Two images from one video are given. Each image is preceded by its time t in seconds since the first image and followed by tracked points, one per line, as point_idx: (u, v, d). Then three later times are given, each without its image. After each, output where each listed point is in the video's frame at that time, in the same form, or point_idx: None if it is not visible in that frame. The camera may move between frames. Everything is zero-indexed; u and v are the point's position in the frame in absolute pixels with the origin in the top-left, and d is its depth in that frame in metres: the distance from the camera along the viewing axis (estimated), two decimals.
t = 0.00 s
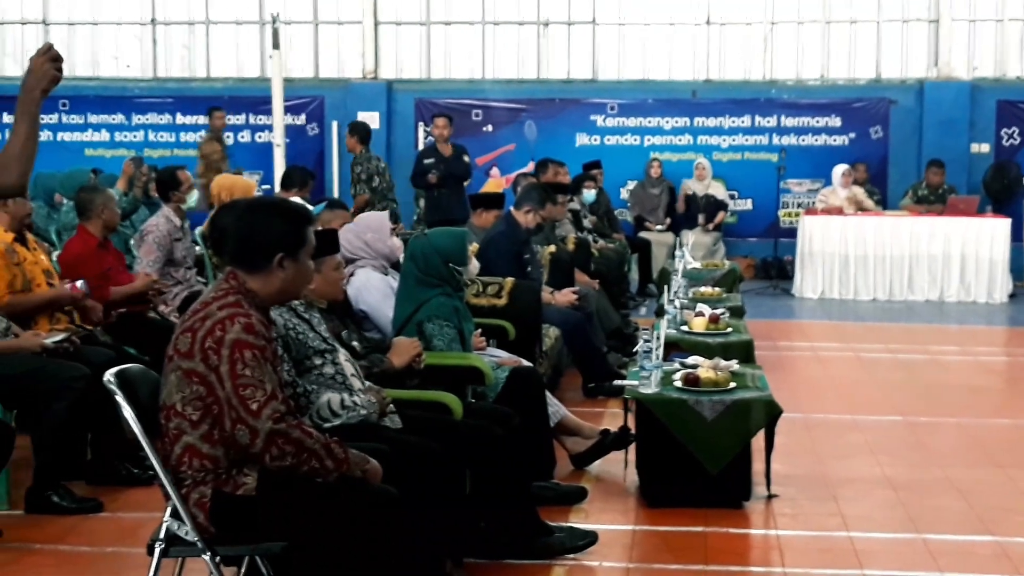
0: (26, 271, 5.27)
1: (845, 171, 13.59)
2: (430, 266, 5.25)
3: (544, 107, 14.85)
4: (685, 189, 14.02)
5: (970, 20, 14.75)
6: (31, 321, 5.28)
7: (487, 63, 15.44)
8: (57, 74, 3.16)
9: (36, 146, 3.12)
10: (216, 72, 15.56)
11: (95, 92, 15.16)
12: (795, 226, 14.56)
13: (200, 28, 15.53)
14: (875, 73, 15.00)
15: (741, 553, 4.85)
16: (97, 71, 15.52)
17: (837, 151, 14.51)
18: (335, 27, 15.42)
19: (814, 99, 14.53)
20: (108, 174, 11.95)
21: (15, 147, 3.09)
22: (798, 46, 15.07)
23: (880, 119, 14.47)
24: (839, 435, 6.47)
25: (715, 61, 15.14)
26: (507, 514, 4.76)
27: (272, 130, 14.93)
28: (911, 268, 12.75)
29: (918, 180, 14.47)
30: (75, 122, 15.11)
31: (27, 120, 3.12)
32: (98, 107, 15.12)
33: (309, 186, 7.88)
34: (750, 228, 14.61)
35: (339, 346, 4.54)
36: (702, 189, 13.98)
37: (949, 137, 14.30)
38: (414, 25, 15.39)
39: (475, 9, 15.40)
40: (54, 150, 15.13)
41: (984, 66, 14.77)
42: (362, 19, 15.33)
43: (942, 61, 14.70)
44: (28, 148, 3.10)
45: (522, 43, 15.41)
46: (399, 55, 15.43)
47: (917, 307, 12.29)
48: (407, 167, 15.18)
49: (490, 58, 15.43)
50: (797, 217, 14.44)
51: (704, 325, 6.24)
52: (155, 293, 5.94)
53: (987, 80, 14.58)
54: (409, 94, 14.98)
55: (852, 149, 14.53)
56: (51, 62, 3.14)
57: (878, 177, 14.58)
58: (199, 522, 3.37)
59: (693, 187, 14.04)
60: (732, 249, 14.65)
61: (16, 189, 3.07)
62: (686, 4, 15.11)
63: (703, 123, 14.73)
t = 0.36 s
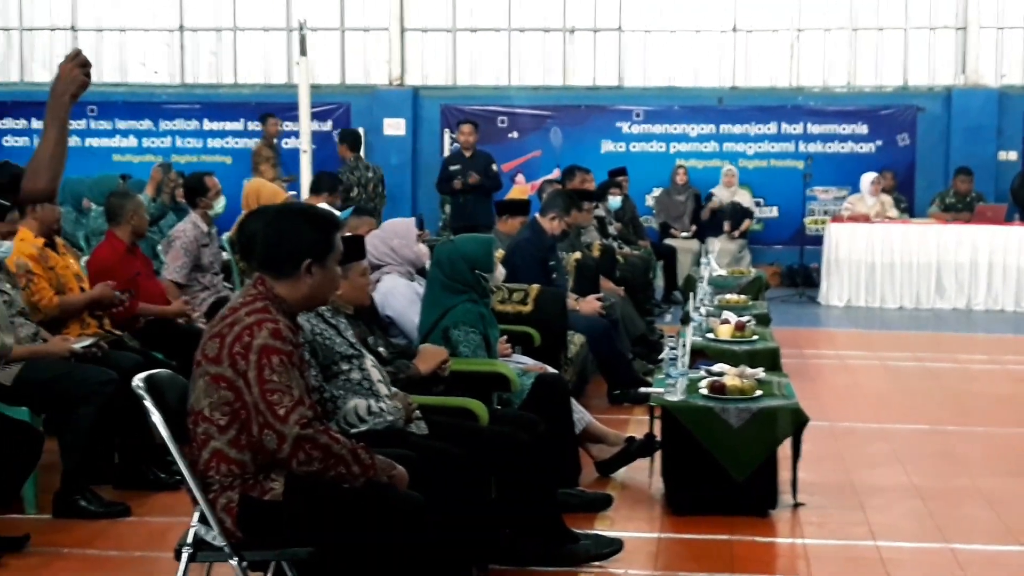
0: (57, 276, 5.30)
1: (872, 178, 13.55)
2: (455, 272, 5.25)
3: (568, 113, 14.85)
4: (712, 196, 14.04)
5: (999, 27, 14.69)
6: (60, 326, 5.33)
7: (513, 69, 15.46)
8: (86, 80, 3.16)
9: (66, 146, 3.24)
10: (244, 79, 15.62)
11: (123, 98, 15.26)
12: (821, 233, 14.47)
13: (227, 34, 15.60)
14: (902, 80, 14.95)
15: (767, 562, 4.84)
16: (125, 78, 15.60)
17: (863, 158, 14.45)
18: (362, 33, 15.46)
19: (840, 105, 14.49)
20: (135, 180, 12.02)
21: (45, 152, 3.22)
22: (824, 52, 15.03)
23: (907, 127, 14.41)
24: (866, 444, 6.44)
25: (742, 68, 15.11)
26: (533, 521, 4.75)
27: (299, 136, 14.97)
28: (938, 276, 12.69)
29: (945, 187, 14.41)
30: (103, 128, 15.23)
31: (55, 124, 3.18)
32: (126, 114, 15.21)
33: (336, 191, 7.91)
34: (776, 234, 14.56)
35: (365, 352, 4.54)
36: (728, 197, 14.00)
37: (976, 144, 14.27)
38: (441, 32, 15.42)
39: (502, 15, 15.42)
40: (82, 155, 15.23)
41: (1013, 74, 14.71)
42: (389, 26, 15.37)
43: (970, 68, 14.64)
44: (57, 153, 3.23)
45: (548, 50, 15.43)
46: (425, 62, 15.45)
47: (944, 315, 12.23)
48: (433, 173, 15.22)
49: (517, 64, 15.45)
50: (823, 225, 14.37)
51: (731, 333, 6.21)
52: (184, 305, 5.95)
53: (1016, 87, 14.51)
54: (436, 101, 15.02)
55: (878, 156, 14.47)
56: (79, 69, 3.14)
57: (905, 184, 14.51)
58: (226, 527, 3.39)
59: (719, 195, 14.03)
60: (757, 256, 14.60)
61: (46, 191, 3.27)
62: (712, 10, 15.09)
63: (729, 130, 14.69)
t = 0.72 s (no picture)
0: (68, 270, 5.32)
1: (885, 177, 13.57)
2: (467, 266, 5.25)
3: (581, 108, 14.85)
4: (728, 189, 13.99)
5: (1012, 23, 14.64)
6: (71, 319, 5.35)
7: (525, 64, 15.46)
8: (99, 73, 3.19)
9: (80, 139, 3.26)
10: (257, 72, 15.63)
11: (136, 91, 15.26)
12: (833, 229, 14.44)
13: (240, 28, 15.61)
14: (915, 75, 14.90)
15: (777, 557, 4.84)
16: (138, 71, 15.62)
17: (876, 154, 14.40)
18: (374, 27, 15.46)
19: (853, 101, 14.45)
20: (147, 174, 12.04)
21: (60, 144, 3.24)
22: (837, 48, 14.99)
23: (920, 122, 14.36)
24: (877, 440, 6.43)
25: (754, 63, 15.09)
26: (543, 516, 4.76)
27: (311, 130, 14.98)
28: (950, 272, 12.66)
29: (957, 183, 14.37)
30: (116, 121, 15.21)
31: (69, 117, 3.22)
32: (138, 106, 15.21)
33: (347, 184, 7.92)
34: (788, 230, 14.52)
35: (377, 346, 4.55)
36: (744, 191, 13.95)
37: (988, 140, 14.24)
38: (453, 26, 15.41)
39: (514, 9, 15.41)
40: (95, 148, 15.24)
41: None
42: (401, 20, 15.37)
43: (983, 64, 14.59)
44: (71, 146, 3.25)
45: (560, 44, 15.42)
46: (438, 55, 15.45)
47: (956, 311, 12.20)
48: (445, 168, 15.24)
49: (529, 58, 15.45)
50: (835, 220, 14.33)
51: (742, 328, 6.22)
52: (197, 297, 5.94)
53: None
54: (447, 95, 15.04)
55: (891, 152, 14.43)
56: (93, 62, 3.17)
57: (917, 179, 14.47)
58: (237, 520, 3.37)
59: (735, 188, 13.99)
60: (770, 252, 14.57)
61: (61, 184, 3.29)
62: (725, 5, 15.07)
63: (741, 125, 14.66)
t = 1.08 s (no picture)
0: (89, 281, 5.37)
1: (901, 184, 13.58)
2: (486, 275, 5.30)
3: (599, 117, 14.89)
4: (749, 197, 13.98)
5: None
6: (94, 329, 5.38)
7: (544, 73, 15.49)
8: (124, 84, 2.95)
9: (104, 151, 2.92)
10: (277, 81, 15.69)
11: (158, 100, 15.36)
12: (850, 236, 14.44)
13: (260, 37, 15.68)
14: (933, 83, 14.88)
15: (796, 565, 4.85)
16: (159, 81, 15.72)
17: (893, 162, 14.42)
18: (394, 36, 15.51)
19: (870, 109, 14.46)
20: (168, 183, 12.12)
21: (83, 153, 2.88)
22: (855, 56, 14.98)
23: (937, 131, 14.36)
24: (895, 448, 6.44)
25: (772, 71, 15.08)
26: (563, 524, 4.78)
27: (331, 139, 15.06)
28: (967, 280, 12.65)
29: (975, 191, 14.35)
30: (138, 130, 15.32)
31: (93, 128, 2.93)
32: (160, 116, 15.31)
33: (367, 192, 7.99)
34: (805, 238, 14.52)
35: (397, 354, 4.57)
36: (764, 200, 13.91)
37: (1006, 148, 14.23)
38: (472, 36, 15.45)
39: (533, 19, 15.45)
40: (117, 157, 15.35)
41: None
42: (420, 29, 15.42)
43: (1002, 72, 14.56)
44: (95, 155, 2.89)
45: (579, 53, 15.45)
46: (457, 65, 15.50)
47: (973, 319, 12.19)
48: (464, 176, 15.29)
49: (547, 67, 15.48)
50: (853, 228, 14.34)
51: (760, 336, 6.24)
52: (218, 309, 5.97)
53: None
54: (466, 104, 15.08)
55: (909, 160, 14.43)
56: (117, 72, 2.93)
57: (935, 188, 14.46)
58: (259, 526, 3.42)
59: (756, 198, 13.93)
60: (787, 260, 14.58)
61: (86, 197, 2.88)
62: (743, 14, 15.08)
63: (759, 133, 14.69)
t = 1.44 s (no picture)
0: (102, 284, 5.36)
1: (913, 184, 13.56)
2: (498, 276, 5.28)
3: (610, 119, 14.88)
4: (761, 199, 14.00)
5: None
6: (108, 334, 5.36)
7: (555, 74, 15.49)
8: (136, 87, 2.91)
9: (117, 156, 2.90)
10: (288, 83, 15.70)
11: (170, 103, 15.39)
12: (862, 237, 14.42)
13: (272, 40, 15.69)
14: (945, 83, 14.85)
15: (810, 566, 4.85)
16: (171, 83, 15.76)
17: (905, 163, 14.38)
18: (405, 39, 15.53)
19: (882, 110, 14.44)
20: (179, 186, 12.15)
21: (97, 157, 2.85)
22: (867, 56, 14.96)
23: (949, 131, 14.32)
24: (909, 448, 6.43)
25: (784, 72, 15.08)
26: (577, 525, 4.78)
27: (342, 141, 15.08)
28: (980, 281, 12.62)
29: (988, 192, 14.31)
30: (150, 133, 15.35)
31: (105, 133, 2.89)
32: (172, 118, 15.34)
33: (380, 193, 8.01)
34: (817, 239, 14.48)
35: (410, 356, 4.56)
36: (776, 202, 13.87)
37: (1019, 148, 14.20)
38: (483, 37, 15.45)
39: (543, 20, 15.45)
40: (130, 160, 15.38)
41: None
42: (431, 31, 15.43)
43: (1014, 72, 14.53)
44: (108, 160, 2.87)
45: (590, 54, 15.46)
46: (468, 66, 15.50)
47: (986, 320, 12.16)
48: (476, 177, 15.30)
49: (558, 69, 15.48)
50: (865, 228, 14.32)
51: (773, 337, 6.24)
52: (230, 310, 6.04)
53: None
54: (477, 105, 15.09)
55: (921, 160, 14.40)
56: (130, 74, 2.90)
57: (947, 189, 14.44)
58: (273, 528, 3.42)
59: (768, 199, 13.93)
60: (799, 261, 14.56)
61: (100, 201, 2.85)
62: (754, 15, 15.06)
63: (770, 134, 14.68)
